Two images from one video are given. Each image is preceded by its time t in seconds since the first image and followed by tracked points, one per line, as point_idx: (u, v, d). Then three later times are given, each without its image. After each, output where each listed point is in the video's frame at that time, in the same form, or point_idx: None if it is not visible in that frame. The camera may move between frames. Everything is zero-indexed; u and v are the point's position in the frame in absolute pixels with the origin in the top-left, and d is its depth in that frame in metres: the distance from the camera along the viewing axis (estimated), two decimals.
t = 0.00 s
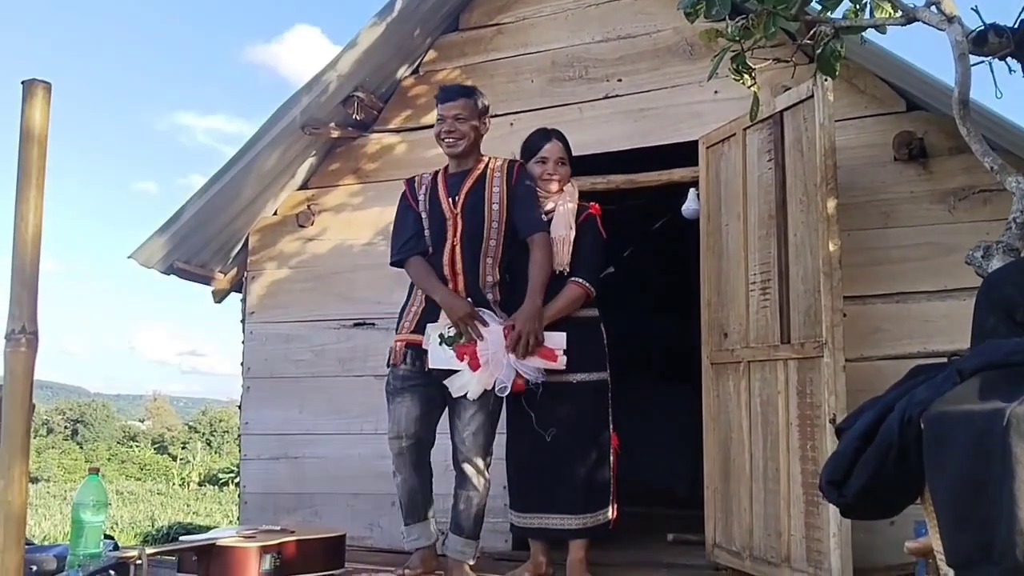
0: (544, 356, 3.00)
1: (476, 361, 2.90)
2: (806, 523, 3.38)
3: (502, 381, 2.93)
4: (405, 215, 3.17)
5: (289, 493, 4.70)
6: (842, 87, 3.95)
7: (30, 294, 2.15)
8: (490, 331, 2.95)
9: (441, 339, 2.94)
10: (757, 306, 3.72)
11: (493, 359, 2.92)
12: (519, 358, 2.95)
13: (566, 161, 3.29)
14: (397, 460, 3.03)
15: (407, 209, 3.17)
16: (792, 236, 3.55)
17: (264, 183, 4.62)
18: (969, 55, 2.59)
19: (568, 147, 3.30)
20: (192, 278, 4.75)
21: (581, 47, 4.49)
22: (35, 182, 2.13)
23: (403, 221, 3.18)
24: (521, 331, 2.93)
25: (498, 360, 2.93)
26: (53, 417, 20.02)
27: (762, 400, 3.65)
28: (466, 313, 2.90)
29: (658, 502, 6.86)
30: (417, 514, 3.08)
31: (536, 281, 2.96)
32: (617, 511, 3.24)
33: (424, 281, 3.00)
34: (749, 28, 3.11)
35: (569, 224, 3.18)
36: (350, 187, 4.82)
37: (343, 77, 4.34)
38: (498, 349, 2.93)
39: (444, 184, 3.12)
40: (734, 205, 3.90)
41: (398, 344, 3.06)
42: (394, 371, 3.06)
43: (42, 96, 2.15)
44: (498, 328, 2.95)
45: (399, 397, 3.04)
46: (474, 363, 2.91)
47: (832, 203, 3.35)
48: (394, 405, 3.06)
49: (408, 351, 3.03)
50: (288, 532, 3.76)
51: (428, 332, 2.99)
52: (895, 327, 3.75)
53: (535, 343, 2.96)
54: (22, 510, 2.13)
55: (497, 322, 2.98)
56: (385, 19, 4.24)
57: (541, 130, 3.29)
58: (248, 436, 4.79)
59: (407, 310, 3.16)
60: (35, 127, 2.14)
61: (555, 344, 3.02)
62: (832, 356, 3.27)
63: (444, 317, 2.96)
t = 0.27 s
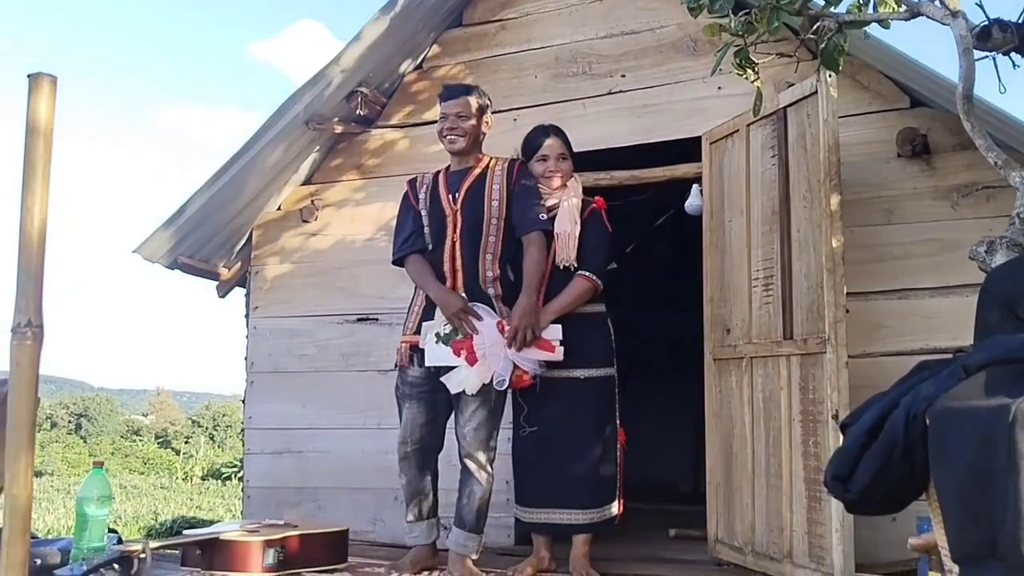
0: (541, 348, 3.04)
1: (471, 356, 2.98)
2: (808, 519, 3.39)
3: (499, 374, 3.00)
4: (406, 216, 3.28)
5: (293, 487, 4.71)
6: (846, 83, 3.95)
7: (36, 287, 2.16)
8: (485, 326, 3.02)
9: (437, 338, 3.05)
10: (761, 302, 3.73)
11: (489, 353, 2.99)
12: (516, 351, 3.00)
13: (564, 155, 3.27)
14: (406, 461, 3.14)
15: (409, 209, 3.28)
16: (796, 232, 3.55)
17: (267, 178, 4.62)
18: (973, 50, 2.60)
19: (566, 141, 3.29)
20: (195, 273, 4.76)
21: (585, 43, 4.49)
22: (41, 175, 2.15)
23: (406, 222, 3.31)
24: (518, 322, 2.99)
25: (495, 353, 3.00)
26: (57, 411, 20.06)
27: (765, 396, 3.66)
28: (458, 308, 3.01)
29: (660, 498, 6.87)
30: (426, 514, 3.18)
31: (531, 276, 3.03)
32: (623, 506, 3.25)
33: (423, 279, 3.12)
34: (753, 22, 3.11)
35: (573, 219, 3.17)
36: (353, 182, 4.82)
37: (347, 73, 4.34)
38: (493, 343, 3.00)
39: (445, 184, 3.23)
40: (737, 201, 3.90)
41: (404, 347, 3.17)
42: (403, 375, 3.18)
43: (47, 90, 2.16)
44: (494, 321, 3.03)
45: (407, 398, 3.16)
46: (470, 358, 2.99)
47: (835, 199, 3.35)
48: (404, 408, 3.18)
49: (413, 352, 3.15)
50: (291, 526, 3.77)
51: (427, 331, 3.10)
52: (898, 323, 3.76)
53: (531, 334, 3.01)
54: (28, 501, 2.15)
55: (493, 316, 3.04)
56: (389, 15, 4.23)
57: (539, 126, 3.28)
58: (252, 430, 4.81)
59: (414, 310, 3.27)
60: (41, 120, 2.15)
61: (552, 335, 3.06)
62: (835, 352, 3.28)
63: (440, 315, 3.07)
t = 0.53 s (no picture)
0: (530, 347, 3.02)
1: (462, 356, 2.99)
2: (810, 517, 3.38)
3: (490, 374, 3.00)
4: (401, 219, 3.30)
5: (294, 485, 4.70)
6: (850, 80, 3.93)
7: (39, 284, 2.16)
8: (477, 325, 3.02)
9: (431, 338, 3.07)
10: (763, 301, 3.72)
11: (480, 353, 2.99)
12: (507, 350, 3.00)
13: (569, 151, 3.27)
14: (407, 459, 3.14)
15: (403, 212, 3.30)
16: (799, 230, 3.54)
17: (269, 175, 4.62)
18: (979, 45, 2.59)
19: (570, 138, 3.27)
20: (196, 269, 4.78)
21: (588, 40, 4.48)
22: (43, 172, 2.14)
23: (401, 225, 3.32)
24: (508, 320, 2.99)
25: (486, 353, 3.00)
26: (58, 408, 20.07)
27: (767, 395, 3.65)
28: (449, 307, 3.02)
29: (662, 496, 6.86)
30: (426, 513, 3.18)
31: (523, 272, 3.04)
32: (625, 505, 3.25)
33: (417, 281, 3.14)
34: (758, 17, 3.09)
35: (582, 216, 3.19)
36: (354, 179, 4.82)
37: (350, 70, 4.33)
38: (484, 343, 3.00)
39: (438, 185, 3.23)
40: (740, 199, 3.89)
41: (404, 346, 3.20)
42: (404, 374, 3.19)
43: (51, 86, 2.16)
44: (485, 320, 3.03)
45: (408, 396, 3.17)
46: (461, 358, 3.00)
47: (839, 197, 3.34)
48: (405, 406, 3.19)
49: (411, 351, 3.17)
50: (293, 523, 3.77)
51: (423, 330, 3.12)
52: (901, 322, 3.75)
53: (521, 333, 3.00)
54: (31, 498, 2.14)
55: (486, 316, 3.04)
56: (392, 11, 4.22)
57: (543, 123, 3.26)
58: (253, 427, 4.80)
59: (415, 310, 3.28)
60: (44, 117, 2.14)
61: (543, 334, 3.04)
62: (838, 351, 3.27)
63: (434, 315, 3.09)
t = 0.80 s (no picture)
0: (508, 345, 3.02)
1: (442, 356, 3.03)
2: (811, 517, 3.37)
3: (473, 373, 3.02)
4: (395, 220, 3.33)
5: (294, 484, 4.69)
6: (851, 79, 3.92)
7: (37, 282, 2.15)
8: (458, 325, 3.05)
9: (418, 339, 3.11)
10: (764, 300, 3.71)
11: (461, 352, 3.01)
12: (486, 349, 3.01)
13: (571, 150, 3.26)
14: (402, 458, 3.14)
15: (397, 213, 3.32)
16: (800, 230, 3.53)
17: (269, 173, 4.61)
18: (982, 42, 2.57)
19: (572, 136, 3.25)
20: (197, 266, 4.79)
21: (589, 39, 4.47)
22: (42, 169, 2.14)
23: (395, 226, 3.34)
24: (483, 318, 2.99)
25: (467, 352, 3.01)
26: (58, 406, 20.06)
27: (768, 395, 3.65)
28: (430, 306, 3.06)
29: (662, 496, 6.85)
30: (423, 513, 3.16)
31: (503, 266, 3.02)
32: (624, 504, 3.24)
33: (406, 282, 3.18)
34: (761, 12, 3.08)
35: (584, 216, 3.19)
36: (353, 177, 4.81)
37: (350, 68, 4.32)
38: (464, 342, 3.02)
39: (428, 185, 3.24)
40: (740, 198, 3.88)
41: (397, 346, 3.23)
42: (398, 373, 3.20)
43: (49, 83, 2.15)
44: (466, 321, 3.05)
45: (403, 395, 3.18)
46: (443, 358, 3.03)
47: (840, 197, 3.33)
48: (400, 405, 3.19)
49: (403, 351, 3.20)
50: (292, 522, 3.76)
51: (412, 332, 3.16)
52: (902, 321, 3.74)
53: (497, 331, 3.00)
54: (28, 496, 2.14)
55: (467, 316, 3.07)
56: (394, 9, 4.20)
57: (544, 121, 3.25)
58: (252, 426, 4.79)
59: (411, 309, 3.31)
60: (43, 114, 2.14)
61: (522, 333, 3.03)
62: (840, 351, 3.26)
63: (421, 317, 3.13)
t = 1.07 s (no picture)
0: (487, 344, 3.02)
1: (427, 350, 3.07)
2: (809, 515, 3.39)
3: (454, 371, 3.04)
4: (387, 220, 3.35)
5: (295, 480, 4.72)
6: (851, 79, 3.93)
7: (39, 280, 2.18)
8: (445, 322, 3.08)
9: (409, 331, 3.15)
10: (763, 300, 3.72)
11: (444, 349, 3.05)
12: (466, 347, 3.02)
13: (571, 148, 3.28)
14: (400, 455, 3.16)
15: (389, 214, 3.34)
16: (800, 229, 3.55)
17: (271, 171, 4.63)
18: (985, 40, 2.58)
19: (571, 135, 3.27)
20: (199, 264, 4.80)
21: (590, 38, 4.49)
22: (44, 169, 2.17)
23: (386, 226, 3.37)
24: (466, 315, 3.01)
25: (450, 350, 3.04)
26: (61, 402, 20.10)
27: (766, 393, 3.66)
28: (421, 299, 3.10)
29: (663, 494, 6.87)
30: (421, 509, 3.17)
31: (489, 265, 3.05)
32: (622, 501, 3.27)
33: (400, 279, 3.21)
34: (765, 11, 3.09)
35: (586, 215, 3.21)
36: (355, 175, 4.84)
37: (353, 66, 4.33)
38: (448, 339, 3.05)
39: (422, 187, 3.28)
40: (740, 198, 3.90)
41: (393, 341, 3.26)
42: (394, 371, 3.22)
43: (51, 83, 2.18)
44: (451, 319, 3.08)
45: (399, 393, 3.19)
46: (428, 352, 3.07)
47: (839, 196, 3.34)
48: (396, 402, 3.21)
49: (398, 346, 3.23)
50: (293, 518, 3.78)
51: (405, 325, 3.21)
52: (901, 321, 3.76)
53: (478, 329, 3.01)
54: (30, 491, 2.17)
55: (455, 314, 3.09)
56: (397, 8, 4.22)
57: (545, 119, 3.25)
58: (253, 423, 4.81)
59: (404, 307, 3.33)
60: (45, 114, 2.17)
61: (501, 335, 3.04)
62: (838, 350, 3.27)
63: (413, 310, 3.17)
